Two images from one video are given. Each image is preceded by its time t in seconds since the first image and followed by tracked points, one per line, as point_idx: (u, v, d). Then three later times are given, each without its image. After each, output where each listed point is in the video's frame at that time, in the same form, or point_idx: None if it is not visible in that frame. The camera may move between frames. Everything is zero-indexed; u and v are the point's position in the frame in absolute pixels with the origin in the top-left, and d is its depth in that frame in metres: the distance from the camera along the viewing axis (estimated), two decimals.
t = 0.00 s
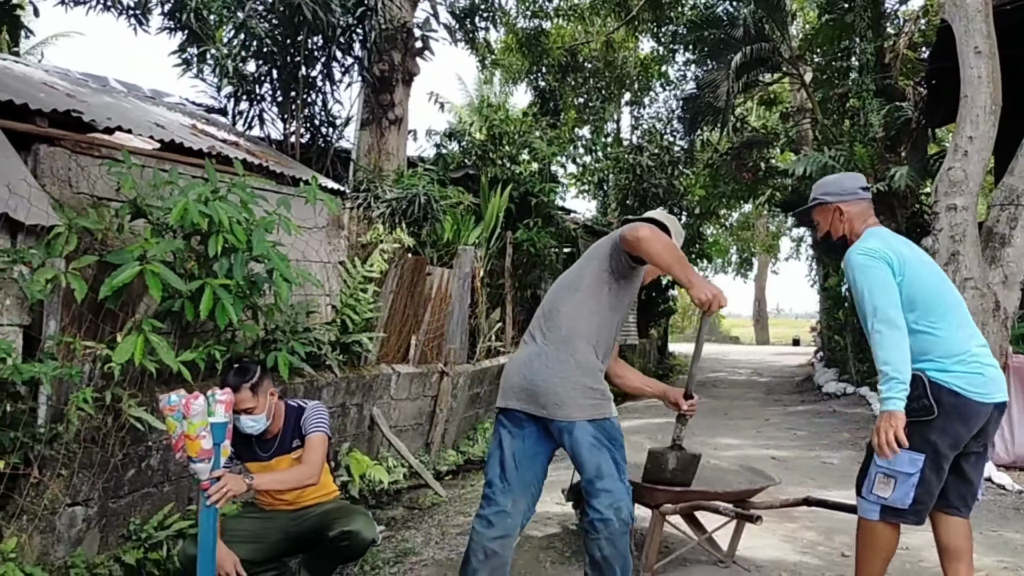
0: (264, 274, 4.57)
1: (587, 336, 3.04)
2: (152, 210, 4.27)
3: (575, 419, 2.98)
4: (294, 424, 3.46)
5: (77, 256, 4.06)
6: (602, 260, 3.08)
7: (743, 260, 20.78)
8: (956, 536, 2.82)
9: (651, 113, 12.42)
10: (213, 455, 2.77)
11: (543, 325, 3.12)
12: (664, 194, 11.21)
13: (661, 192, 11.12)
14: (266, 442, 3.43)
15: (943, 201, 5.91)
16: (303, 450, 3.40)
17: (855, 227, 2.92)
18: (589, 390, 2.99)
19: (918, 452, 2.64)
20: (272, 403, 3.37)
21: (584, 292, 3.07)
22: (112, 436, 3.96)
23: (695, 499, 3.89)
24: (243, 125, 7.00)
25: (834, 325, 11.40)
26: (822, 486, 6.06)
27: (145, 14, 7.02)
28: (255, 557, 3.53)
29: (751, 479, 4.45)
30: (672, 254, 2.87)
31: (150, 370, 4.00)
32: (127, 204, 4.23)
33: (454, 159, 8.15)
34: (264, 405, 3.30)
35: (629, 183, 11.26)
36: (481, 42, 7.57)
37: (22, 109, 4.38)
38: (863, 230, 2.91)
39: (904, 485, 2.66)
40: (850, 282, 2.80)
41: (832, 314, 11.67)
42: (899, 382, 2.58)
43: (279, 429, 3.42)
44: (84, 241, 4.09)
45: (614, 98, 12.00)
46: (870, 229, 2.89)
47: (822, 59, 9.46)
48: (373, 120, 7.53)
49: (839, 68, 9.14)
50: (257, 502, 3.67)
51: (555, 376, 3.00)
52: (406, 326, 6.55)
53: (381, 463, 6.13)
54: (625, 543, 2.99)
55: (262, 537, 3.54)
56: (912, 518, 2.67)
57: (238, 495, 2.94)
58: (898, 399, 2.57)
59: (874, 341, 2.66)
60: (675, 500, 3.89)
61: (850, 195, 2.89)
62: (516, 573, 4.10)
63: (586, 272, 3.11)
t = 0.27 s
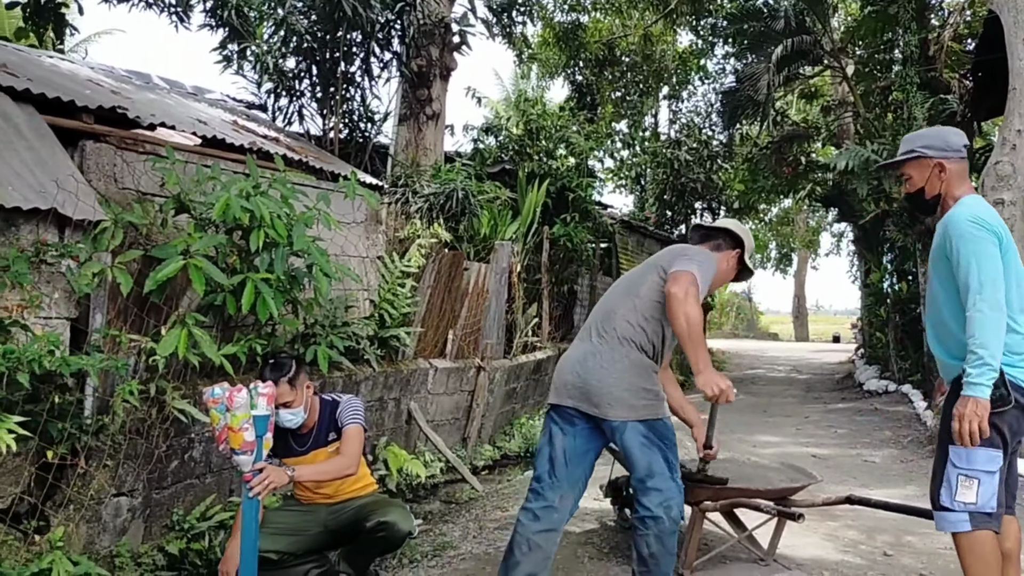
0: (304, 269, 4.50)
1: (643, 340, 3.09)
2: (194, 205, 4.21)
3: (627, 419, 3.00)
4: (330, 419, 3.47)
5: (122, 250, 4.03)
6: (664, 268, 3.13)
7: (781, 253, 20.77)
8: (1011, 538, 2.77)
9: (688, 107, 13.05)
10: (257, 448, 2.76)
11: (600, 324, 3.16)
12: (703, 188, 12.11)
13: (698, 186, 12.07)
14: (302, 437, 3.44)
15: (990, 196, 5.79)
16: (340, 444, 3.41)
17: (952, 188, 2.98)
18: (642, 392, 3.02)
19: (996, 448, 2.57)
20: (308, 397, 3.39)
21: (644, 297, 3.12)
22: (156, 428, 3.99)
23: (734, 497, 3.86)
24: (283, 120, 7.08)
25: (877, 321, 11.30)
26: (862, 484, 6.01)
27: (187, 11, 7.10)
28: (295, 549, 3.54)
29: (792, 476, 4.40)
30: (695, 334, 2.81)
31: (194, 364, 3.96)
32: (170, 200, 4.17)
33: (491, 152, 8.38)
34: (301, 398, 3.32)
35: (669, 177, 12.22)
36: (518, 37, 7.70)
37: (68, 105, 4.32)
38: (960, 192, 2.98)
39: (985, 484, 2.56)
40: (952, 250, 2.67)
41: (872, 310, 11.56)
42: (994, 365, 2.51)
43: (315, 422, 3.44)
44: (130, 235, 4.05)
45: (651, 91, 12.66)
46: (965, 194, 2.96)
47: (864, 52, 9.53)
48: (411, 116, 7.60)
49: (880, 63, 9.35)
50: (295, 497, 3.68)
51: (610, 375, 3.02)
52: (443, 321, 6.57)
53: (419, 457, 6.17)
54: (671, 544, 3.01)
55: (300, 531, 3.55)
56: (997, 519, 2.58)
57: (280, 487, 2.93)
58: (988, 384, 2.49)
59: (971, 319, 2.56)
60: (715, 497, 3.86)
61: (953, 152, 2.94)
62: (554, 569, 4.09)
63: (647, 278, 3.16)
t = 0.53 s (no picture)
0: (327, 266, 4.51)
1: (671, 344, 3.09)
2: (219, 202, 4.24)
3: (650, 418, 3.02)
4: (348, 414, 3.51)
5: (148, 248, 4.07)
6: (699, 275, 3.10)
7: (803, 250, 20.71)
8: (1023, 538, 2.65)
9: (709, 103, 13.06)
10: (281, 442, 2.74)
11: (629, 324, 3.19)
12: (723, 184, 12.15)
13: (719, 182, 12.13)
14: (322, 432, 3.48)
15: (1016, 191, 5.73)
16: (360, 437, 3.45)
17: (998, 174, 2.68)
18: (665, 394, 3.02)
19: None
20: (329, 391, 3.43)
21: (676, 302, 3.11)
22: (181, 422, 4.04)
23: (756, 493, 3.85)
24: (305, 118, 7.15)
25: (900, 318, 11.23)
26: (884, 481, 5.98)
27: (210, 10, 7.17)
28: (318, 545, 3.55)
29: (814, 472, 4.39)
30: (714, 376, 2.81)
31: (219, 359, 3.98)
32: (195, 197, 4.20)
33: (512, 149, 8.43)
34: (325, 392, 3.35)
35: (689, 173, 12.24)
36: (538, 34, 7.77)
37: (95, 104, 4.35)
38: (1006, 181, 2.70)
39: None
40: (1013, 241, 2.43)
41: (895, 306, 11.50)
42: None
43: (334, 417, 3.48)
44: (156, 233, 4.09)
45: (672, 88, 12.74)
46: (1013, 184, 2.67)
47: (887, 47, 9.53)
48: (431, 113, 7.65)
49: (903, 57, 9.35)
50: (316, 494, 3.70)
51: (634, 376, 3.05)
52: (464, 318, 6.59)
53: (440, 453, 6.20)
54: (693, 539, 3.04)
55: (322, 526, 3.56)
56: None
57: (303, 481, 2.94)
58: None
59: None
60: (738, 494, 3.85)
61: (1009, 132, 2.61)
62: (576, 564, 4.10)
63: (682, 282, 3.14)
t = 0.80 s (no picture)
0: (333, 265, 4.51)
1: (683, 346, 3.12)
2: (226, 202, 4.24)
3: (664, 421, 3.06)
4: (351, 411, 3.52)
5: (155, 247, 4.09)
6: (713, 279, 3.12)
7: (809, 249, 20.72)
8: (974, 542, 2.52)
9: (714, 102, 13.06)
10: (287, 440, 2.77)
11: (640, 324, 3.17)
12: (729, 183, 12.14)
13: (725, 181, 12.11)
14: (323, 430, 3.49)
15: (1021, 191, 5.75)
16: (363, 434, 3.47)
17: (999, 163, 2.38)
18: (679, 395, 3.05)
19: None
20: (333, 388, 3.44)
21: (690, 304, 3.13)
22: (188, 421, 4.06)
23: (760, 491, 3.85)
24: (311, 117, 7.17)
25: (905, 317, 11.23)
26: (889, 480, 6.00)
27: (217, 9, 7.19)
28: (324, 542, 3.57)
29: (820, 471, 4.39)
30: (740, 388, 2.81)
31: (225, 357, 4.00)
32: (201, 196, 4.20)
33: (517, 148, 8.50)
34: (330, 389, 3.36)
35: (695, 172, 12.27)
36: (543, 33, 7.80)
37: (102, 104, 4.37)
38: (1007, 171, 2.38)
39: None
40: None
41: (900, 305, 11.50)
42: None
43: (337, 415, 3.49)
44: (163, 232, 4.10)
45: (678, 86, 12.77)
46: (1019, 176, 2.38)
47: (893, 46, 9.54)
48: (437, 112, 7.68)
49: (910, 57, 9.38)
50: (320, 492, 3.71)
51: (648, 378, 3.05)
52: (470, 316, 6.60)
53: (446, 451, 6.21)
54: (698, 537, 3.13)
55: (328, 524, 3.58)
56: None
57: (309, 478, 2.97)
58: None
59: None
60: (742, 492, 3.85)
61: (1007, 118, 2.33)
62: (581, 562, 4.11)
63: (695, 284, 3.14)
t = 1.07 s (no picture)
0: (334, 265, 4.48)
1: (673, 361, 3.11)
2: (227, 201, 4.23)
3: (662, 432, 3.09)
4: (351, 412, 3.51)
5: (157, 246, 4.08)
6: (700, 294, 3.14)
7: (812, 248, 20.73)
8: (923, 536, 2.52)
9: (717, 101, 13.04)
10: (287, 441, 2.74)
11: (629, 340, 3.12)
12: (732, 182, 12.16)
13: (728, 181, 12.14)
14: (324, 431, 3.47)
15: None
16: (364, 435, 3.46)
17: (951, 165, 2.35)
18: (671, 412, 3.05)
19: None
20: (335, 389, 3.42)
21: (678, 318, 3.12)
22: (190, 420, 4.05)
23: (763, 491, 3.84)
24: (313, 117, 7.16)
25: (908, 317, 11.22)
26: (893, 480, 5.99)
27: (219, 9, 7.18)
28: (325, 543, 3.56)
29: (822, 472, 4.38)
30: (769, 398, 2.84)
31: (227, 357, 3.99)
32: (203, 196, 4.19)
33: (519, 148, 8.47)
34: (333, 389, 3.34)
35: (698, 171, 12.26)
36: (546, 32, 7.81)
37: (104, 103, 4.36)
38: (961, 175, 2.34)
39: None
40: (1004, 241, 2.17)
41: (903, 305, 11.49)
42: None
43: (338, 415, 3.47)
44: (164, 231, 4.08)
45: (680, 86, 12.77)
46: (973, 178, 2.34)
47: (896, 45, 9.52)
48: (440, 111, 7.67)
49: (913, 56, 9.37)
50: (321, 492, 3.69)
51: (645, 396, 3.02)
52: (472, 316, 6.58)
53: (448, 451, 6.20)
54: (697, 532, 3.18)
55: (329, 524, 3.56)
56: None
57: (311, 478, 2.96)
58: None
59: None
60: (745, 493, 3.84)
61: (956, 119, 2.32)
62: (584, 563, 4.10)
63: (682, 299, 3.14)
